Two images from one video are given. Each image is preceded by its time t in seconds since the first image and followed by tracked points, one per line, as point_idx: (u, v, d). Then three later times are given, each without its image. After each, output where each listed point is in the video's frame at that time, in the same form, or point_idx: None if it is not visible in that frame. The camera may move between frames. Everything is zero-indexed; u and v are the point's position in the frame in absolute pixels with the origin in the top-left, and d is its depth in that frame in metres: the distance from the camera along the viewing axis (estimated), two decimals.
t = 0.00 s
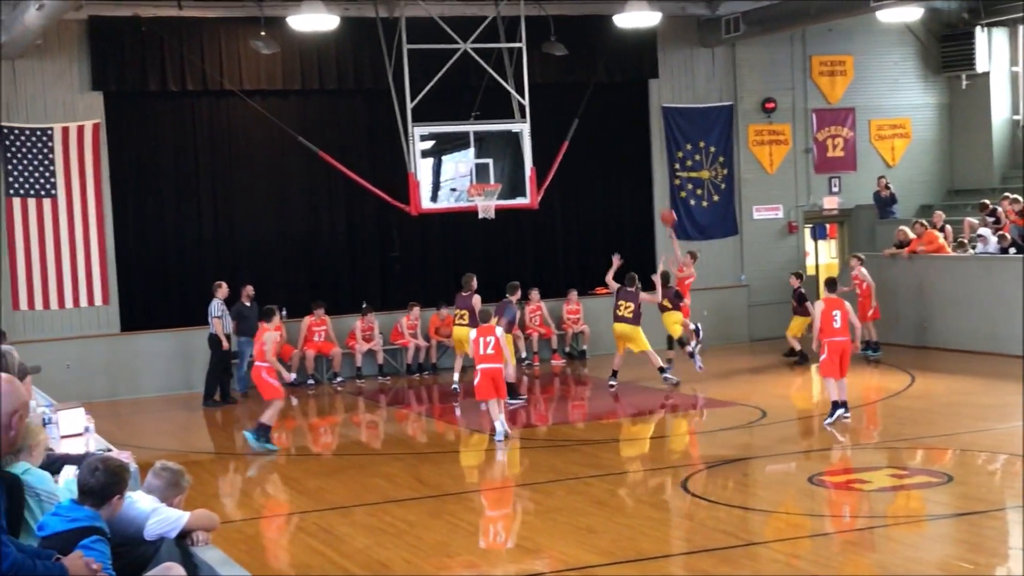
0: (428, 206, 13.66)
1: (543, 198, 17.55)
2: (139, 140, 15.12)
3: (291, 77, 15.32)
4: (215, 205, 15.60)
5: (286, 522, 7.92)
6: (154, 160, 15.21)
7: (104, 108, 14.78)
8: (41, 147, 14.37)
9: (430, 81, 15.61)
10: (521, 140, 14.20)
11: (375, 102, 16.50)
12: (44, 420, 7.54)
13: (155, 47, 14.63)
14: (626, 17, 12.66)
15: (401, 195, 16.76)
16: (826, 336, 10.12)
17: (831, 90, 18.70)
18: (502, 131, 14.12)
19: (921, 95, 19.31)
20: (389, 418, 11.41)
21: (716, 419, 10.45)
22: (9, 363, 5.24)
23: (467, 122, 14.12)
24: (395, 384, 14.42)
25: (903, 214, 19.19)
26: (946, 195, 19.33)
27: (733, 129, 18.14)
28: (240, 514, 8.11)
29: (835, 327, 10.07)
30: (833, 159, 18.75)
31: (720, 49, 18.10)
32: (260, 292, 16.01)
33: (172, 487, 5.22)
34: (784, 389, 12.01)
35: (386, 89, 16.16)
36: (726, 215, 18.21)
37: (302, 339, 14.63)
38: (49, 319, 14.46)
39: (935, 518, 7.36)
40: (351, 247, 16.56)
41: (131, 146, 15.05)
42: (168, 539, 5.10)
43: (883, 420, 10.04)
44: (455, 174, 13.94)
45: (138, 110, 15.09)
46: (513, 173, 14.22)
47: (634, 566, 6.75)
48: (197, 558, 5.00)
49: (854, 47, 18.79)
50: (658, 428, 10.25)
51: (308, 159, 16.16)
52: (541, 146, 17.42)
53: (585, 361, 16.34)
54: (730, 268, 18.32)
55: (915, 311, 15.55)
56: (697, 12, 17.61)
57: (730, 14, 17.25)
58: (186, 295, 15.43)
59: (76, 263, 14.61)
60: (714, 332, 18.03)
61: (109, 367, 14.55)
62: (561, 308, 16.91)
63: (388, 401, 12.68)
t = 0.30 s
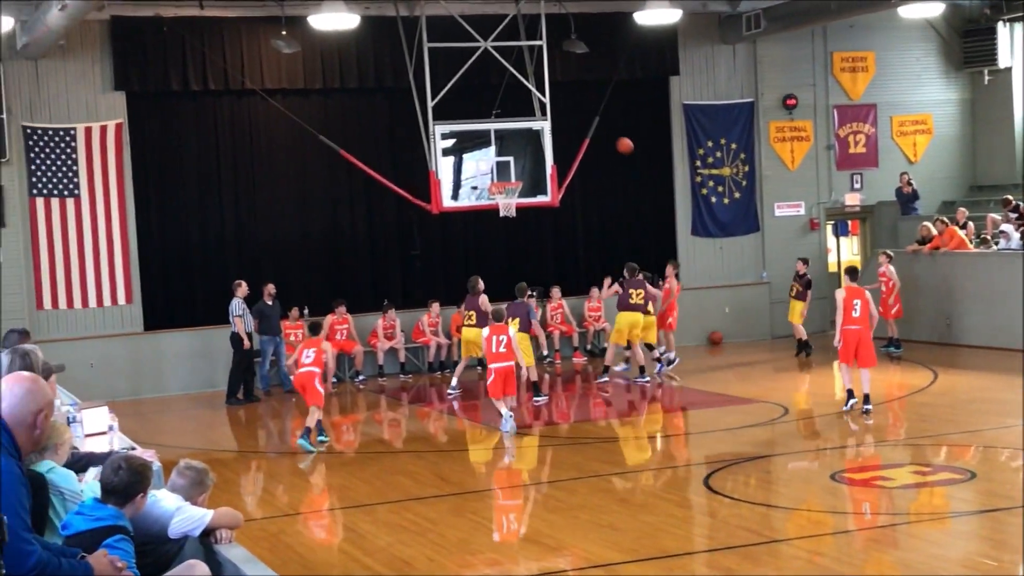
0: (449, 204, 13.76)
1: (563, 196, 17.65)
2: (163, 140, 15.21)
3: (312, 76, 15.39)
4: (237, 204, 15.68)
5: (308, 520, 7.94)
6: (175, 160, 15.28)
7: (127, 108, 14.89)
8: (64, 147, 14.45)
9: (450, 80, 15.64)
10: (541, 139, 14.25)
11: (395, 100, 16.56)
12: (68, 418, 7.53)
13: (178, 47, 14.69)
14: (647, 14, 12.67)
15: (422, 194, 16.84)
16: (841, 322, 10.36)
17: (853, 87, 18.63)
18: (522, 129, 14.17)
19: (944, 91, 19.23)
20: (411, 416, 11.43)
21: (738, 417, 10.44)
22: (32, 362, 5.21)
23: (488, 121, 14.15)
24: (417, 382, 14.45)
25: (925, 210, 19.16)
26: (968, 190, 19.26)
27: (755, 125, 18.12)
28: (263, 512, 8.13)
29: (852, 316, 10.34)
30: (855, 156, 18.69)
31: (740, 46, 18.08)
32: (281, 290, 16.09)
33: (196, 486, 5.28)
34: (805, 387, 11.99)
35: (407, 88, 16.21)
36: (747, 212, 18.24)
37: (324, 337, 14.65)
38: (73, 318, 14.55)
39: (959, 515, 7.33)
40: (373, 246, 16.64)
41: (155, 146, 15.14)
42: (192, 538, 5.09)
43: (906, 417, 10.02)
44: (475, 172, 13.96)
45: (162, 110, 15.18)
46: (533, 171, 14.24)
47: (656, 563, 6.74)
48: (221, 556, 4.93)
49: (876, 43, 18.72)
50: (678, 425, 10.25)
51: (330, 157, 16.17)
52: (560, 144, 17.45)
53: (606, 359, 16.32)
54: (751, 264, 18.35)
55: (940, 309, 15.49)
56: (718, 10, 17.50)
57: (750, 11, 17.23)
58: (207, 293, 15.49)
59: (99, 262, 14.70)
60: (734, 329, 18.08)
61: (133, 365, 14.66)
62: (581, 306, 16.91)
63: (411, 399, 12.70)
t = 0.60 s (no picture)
0: (463, 202, 13.81)
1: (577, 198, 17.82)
2: (178, 141, 15.36)
3: (325, 75, 15.39)
4: (251, 202, 15.90)
5: (323, 518, 7.95)
6: (188, 159, 15.45)
7: (141, 108, 14.97)
8: (78, 145, 14.49)
9: (464, 78, 15.67)
10: (556, 136, 14.23)
11: (409, 98, 16.70)
12: (83, 416, 7.51)
13: (191, 45, 14.73)
14: (661, 11, 12.64)
15: (434, 191, 17.01)
16: (852, 322, 10.31)
17: (867, 83, 18.60)
18: (536, 127, 14.18)
19: (958, 87, 19.17)
20: (425, 414, 11.47)
21: (753, 414, 10.44)
22: (48, 361, 5.10)
23: (502, 118, 14.15)
24: (431, 380, 14.47)
25: (940, 207, 19.04)
26: (983, 187, 19.13)
27: (768, 122, 18.13)
28: (278, 510, 8.14)
29: (862, 315, 10.30)
30: (869, 153, 18.65)
31: (755, 42, 18.07)
32: (297, 288, 16.31)
33: (212, 484, 5.27)
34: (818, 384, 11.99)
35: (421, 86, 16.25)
36: (761, 209, 18.23)
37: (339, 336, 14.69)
38: (88, 317, 14.62)
39: (974, 513, 7.32)
40: (386, 244, 16.83)
41: (170, 145, 15.31)
42: (208, 535, 5.11)
43: (920, 415, 10.01)
44: (489, 170, 14.00)
45: (177, 110, 15.34)
46: (548, 169, 14.24)
47: (670, 561, 6.74)
48: (237, 554, 4.95)
49: (890, 40, 18.68)
50: (692, 423, 10.24)
51: (344, 155, 16.40)
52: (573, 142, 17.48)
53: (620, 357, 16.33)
54: (765, 262, 18.36)
55: (956, 306, 15.44)
56: (733, 7, 17.46)
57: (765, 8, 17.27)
58: (222, 292, 15.76)
59: (114, 261, 14.77)
60: (748, 327, 18.00)
61: (147, 364, 14.64)
62: (594, 304, 16.92)
63: (425, 397, 12.74)
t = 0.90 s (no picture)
0: (472, 201, 13.81)
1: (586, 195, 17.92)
2: (187, 141, 15.43)
3: (335, 74, 15.45)
4: (260, 200, 15.96)
5: (332, 516, 7.96)
6: (197, 157, 15.50)
7: (151, 106, 14.99)
8: (88, 144, 14.52)
9: (474, 76, 15.70)
10: (564, 135, 14.34)
11: (417, 96, 16.78)
12: (94, 414, 7.51)
13: (201, 42, 14.74)
14: (670, 10, 12.65)
15: (443, 189, 17.05)
16: (866, 317, 10.29)
17: (877, 81, 18.59)
18: (545, 125, 14.28)
19: (967, 86, 19.18)
20: (434, 412, 11.48)
21: (762, 412, 10.44)
22: (59, 360, 5.02)
23: (511, 117, 14.21)
24: (439, 379, 14.47)
25: (950, 205, 19.06)
26: (993, 185, 19.18)
27: (778, 120, 18.12)
28: (287, 508, 8.14)
29: (873, 311, 10.32)
30: (879, 151, 18.66)
31: (764, 40, 18.06)
32: (305, 286, 16.35)
33: (222, 482, 5.26)
34: (827, 382, 11.99)
35: (430, 84, 16.29)
36: (771, 208, 18.22)
37: (349, 334, 14.65)
38: (98, 315, 14.65)
39: (984, 511, 7.30)
40: (395, 242, 16.89)
41: (180, 142, 15.36)
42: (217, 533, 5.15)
43: (930, 413, 9.99)
44: (498, 169, 13.99)
45: (185, 109, 15.38)
46: (557, 167, 14.26)
47: (679, 559, 6.73)
48: (246, 552, 4.96)
49: (900, 38, 18.68)
50: (702, 422, 10.21)
51: (354, 153, 16.45)
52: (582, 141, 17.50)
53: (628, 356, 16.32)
54: (775, 261, 18.32)
55: (965, 305, 15.41)
56: (742, 5, 17.46)
57: (773, 6, 17.19)
58: (231, 290, 15.81)
59: (124, 260, 14.79)
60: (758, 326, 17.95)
61: (156, 363, 14.60)
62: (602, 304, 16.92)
63: (434, 395, 12.74)
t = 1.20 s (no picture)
0: (478, 200, 13.83)
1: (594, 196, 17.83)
2: (193, 139, 15.42)
3: (341, 72, 15.46)
4: (267, 198, 15.97)
5: (338, 514, 7.96)
6: (204, 155, 15.51)
7: (158, 105, 15.02)
8: (95, 142, 14.54)
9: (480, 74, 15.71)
10: (572, 133, 14.28)
11: (424, 94, 16.79)
12: (100, 413, 7.51)
13: (207, 40, 14.80)
14: (676, 8, 12.63)
15: (450, 187, 17.06)
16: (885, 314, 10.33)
17: (884, 80, 18.59)
18: (553, 123, 14.24)
19: (974, 85, 19.18)
20: (440, 411, 11.49)
21: (769, 411, 10.43)
22: (66, 358, 4.99)
23: (517, 116, 14.22)
24: (445, 378, 14.47)
25: (957, 203, 19.08)
26: (1000, 183, 19.19)
27: (784, 119, 18.13)
28: (294, 506, 8.15)
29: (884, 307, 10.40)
30: (886, 150, 18.64)
31: (770, 39, 18.06)
32: (312, 285, 16.35)
33: (228, 480, 5.22)
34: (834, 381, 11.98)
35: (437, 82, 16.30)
36: (777, 206, 18.21)
37: (355, 333, 14.69)
38: (105, 314, 14.68)
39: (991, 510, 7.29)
40: (402, 241, 16.90)
41: (186, 139, 15.36)
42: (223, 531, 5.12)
43: (936, 412, 9.99)
44: (505, 167, 14.01)
45: (192, 107, 15.41)
46: (563, 165, 14.25)
47: (686, 558, 6.72)
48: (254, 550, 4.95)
49: (906, 37, 18.67)
50: (708, 421, 10.21)
51: (360, 152, 16.47)
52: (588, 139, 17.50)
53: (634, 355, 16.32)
54: (782, 259, 18.30)
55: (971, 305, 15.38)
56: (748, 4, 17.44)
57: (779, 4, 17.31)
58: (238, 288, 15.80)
59: (130, 259, 14.82)
60: (765, 324, 17.93)
61: (163, 361, 14.62)
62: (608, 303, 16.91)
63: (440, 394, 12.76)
